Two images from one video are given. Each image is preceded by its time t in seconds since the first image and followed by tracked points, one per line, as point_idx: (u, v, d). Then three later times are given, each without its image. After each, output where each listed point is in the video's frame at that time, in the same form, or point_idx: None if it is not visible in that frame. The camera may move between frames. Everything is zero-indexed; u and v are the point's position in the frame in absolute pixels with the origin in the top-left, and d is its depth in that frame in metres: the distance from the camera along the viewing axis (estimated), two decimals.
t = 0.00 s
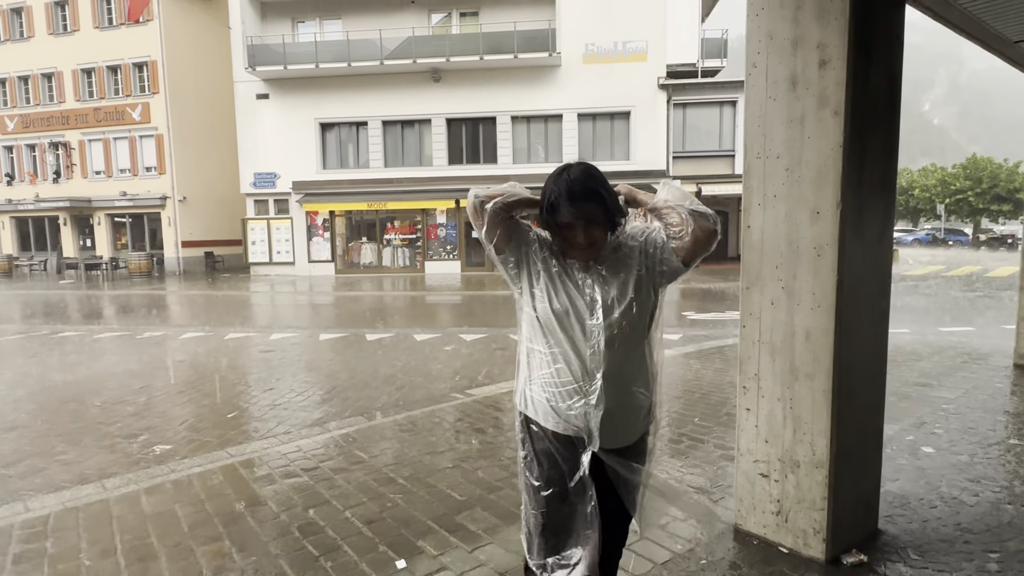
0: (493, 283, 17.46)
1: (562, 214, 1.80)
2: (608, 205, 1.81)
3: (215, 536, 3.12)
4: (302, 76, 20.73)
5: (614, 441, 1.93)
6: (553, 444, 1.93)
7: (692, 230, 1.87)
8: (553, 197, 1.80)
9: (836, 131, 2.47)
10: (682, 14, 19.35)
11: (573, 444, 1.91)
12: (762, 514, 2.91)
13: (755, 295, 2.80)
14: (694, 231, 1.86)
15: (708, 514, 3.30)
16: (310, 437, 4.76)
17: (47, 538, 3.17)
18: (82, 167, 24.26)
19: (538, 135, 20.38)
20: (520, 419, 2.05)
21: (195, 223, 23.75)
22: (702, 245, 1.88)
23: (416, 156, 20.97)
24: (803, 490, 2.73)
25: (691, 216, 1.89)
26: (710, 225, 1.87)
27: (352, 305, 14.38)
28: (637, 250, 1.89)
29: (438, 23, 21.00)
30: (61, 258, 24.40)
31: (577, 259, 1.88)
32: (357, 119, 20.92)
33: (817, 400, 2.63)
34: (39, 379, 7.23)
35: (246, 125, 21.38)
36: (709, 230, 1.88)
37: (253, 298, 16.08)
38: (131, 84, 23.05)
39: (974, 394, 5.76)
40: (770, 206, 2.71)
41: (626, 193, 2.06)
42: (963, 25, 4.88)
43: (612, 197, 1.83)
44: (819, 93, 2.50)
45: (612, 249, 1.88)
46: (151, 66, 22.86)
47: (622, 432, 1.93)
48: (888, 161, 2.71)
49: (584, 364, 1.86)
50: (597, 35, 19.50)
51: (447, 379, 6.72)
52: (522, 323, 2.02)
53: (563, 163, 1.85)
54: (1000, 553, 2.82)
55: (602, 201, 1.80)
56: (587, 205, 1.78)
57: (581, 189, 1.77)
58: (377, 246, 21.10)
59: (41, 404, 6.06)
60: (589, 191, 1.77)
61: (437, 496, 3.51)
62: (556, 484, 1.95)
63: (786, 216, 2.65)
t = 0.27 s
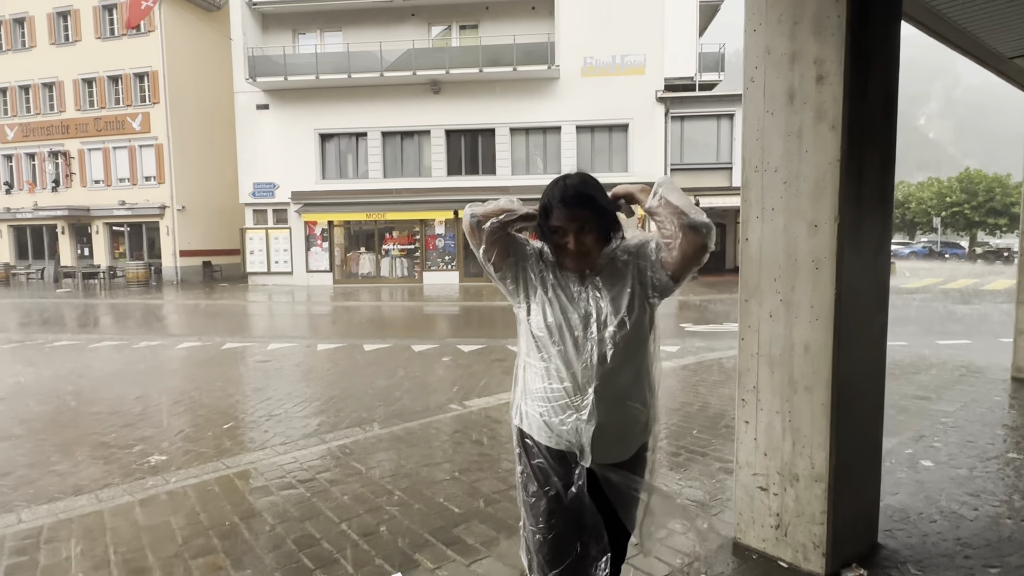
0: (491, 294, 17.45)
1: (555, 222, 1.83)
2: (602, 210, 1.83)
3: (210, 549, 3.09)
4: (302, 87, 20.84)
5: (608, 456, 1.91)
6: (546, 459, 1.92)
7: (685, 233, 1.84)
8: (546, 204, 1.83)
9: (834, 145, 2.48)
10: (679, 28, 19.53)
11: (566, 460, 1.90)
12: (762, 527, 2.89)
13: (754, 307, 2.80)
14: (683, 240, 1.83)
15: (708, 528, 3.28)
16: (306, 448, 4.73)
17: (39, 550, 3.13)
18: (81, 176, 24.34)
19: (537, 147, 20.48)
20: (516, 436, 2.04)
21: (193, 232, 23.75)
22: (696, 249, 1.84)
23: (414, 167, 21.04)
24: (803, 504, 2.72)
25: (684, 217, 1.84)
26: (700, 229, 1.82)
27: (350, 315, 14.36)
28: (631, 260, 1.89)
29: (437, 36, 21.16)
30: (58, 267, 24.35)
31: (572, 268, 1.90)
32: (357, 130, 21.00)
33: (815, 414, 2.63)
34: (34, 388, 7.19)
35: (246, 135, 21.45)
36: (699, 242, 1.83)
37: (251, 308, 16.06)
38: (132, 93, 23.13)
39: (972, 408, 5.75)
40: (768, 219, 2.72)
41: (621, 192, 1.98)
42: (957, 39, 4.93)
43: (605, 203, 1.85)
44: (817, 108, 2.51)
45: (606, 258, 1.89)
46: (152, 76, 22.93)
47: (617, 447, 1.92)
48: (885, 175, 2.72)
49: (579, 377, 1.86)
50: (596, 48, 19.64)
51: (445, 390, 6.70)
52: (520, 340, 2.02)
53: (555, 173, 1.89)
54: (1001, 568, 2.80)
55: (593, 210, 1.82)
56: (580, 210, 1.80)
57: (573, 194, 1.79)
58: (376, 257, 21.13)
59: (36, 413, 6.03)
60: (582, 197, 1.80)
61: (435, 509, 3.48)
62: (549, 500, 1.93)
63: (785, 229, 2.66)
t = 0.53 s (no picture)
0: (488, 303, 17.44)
1: (544, 223, 1.85)
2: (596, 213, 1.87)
3: (204, 557, 3.07)
4: (301, 95, 20.91)
5: (601, 474, 1.88)
6: (537, 473, 1.93)
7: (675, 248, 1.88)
8: (538, 205, 1.87)
9: (831, 156, 2.49)
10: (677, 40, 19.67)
11: (556, 474, 1.90)
12: (760, 538, 2.88)
13: (751, 317, 2.81)
14: (673, 271, 1.87)
15: (705, 539, 3.27)
16: (302, 456, 4.71)
17: (31, 559, 3.11)
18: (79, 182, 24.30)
19: (535, 156, 20.55)
20: (510, 449, 2.03)
21: (191, 238, 23.73)
22: (684, 275, 1.87)
23: (413, 175, 21.10)
24: (801, 514, 2.71)
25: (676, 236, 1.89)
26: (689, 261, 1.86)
27: (347, 323, 14.33)
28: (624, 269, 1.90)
29: (437, 45, 21.27)
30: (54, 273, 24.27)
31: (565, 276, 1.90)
32: (356, 138, 21.06)
33: (813, 424, 2.63)
34: (28, 395, 7.15)
35: (245, 143, 21.49)
36: (689, 275, 1.87)
37: (247, 315, 16.02)
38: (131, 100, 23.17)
39: (969, 419, 5.75)
40: (766, 229, 2.73)
41: (625, 207, 2.05)
42: (951, 52, 4.97)
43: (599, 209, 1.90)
44: (814, 119, 2.53)
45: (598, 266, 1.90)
46: (152, 83, 22.97)
47: (610, 466, 1.87)
48: (882, 187, 2.74)
49: (569, 389, 1.84)
50: (594, 59, 19.75)
51: (441, 399, 6.68)
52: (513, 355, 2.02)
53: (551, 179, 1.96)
54: None
55: (585, 214, 1.85)
56: (573, 209, 1.83)
57: (565, 195, 1.84)
58: (374, 265, 21.13)
59: (30, 420, 6.00)
60: (574, 198, 1.84)
61: (431, 518, 3.46)
62: (541, 514, 1.94)
63: (782, 240, 2.67)
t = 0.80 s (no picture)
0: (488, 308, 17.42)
1: (541, 214, 1.87)
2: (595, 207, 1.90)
3: (200, 563, 3.05)
4: (303, 100, 20.97)
5: (590, 487, 1.88)
6: (527, 482, 1.92)
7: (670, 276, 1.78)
8: (538, 198, 1.89)
9: (831, 164, 2.50)
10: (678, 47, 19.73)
11: (547, 484, 1.89)
12: (760, 547, 2.86)
13: (752, 324, 2.80)
14: (663, 312, 1.77)
15: (704, 547, 3.25)
16: (300, 461, 4.69)
17: (27, 563, 3.10)
18: (80, 184, 24.32)
19: (535, 162, 20.57)
20: (500, 459, 2.03)
21: (190, 242, 23.74)
22: (672, 321, 1.78)
23: (413, 180, 21.12)
24: (801, 523, 2.70)
25: (672, 273, 1.79)
26: (680, 303, 1.78)
27: (346, 328, 14.31)
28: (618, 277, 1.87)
29: (438, 51, 21.34)
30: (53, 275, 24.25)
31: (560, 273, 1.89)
32: (357, 142, 21.10)
33: (813, 432, 2.62)
34: (25, 397, 7.14)
35: (246, 146, 21.52)
36: (679, 318, 1.78)
37: (246, 319, 16.00)
38: (133, 103, 23.23)
39: (968, 428, 5.74)
40: (767, 236, 2.73)
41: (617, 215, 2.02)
42: (951, 62, 4.99)
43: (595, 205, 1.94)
44: (814, 127, 2.54)
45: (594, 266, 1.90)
46: (154, 87, 22.98)
47: (599, 477, 1.87)
48: (881, 196, 2.74)
49: (560, 398, 1.83)
50: (595, 66, 19.82)
51: (440, 404, 6.67)
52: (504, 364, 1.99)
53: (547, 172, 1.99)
54: None
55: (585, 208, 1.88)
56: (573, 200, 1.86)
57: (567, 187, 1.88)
58: (373, 269, 21.14)
59: (27, 423, 5.98)
60: (574, 190, 1.87)
61: (429, 524, 3.45)
62: (529, 527, 1.94)
63: (782, 247, 2.67)
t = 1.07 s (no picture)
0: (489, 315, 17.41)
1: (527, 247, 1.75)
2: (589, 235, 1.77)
3: (199, 571, 3.04)
4: (307, 106, 21.08)
5: (582, 508, 1.78)
6: (520, 503, 1.85)
7: (657, 345, 1.64)
8: (526, 226, 1.76)
9: (833, 176, 2.51)
10: (681, 56, 19.77)
11: (538, 507, 1.81)
12: (760, 559, 2.84)
13: (753, 335, 2.80)
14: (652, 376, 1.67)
15: (705, 559, 3.24)
16: (301, 468, 4.69)
17: (26, 569, 3.10)
18: (85, 189, 24.44)
19: (538, 169, 20.61)
20: (494, 479, 1.96)
21: (194, 247, 23.82)
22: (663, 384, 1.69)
23: (416, 187, 21.17)
24: (802, 535, 2.68)
25: (661, 347, 1.64)
26: (665, 375, 1.67)
27: (348, 334, 14.31)
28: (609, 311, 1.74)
29: (441, 59, 21.44)
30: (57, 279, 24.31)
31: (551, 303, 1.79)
32: (360, 149, 21.20)
33: (815, 444, 2.61)
34: (27, 402, 7.14)
35: (250, 152, 21.62)
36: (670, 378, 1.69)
37: (248, 324, 16.01)
38: (138, 110, 23.38)
39: (972, 440, 5.71)
40: (769, 247, 2.73)
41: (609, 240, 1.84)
42: (955, 74, 5.02)
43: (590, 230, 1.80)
44: (816, 139, 2.55)
45: (587, 294, 1.77)
46: (159, 93, 23.11)
47: (590, 501, 1.77)
48: (883, 209, 2.74)
49: (547, 421, 1.75)
50: (598, 74, 19.90)
51: (441, 412, 6.66)
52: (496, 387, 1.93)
53: (540, 187, 1.85)
54: None
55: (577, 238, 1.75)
56: (563, 230, 1.73)
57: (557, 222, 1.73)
58: (376, 275, 21.17)
59: (29, 428, 5.99)
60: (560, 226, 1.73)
61: (429, 533, 3.44)
62: (521, 548, 1.87)
63: (784, 258, 2.67)
